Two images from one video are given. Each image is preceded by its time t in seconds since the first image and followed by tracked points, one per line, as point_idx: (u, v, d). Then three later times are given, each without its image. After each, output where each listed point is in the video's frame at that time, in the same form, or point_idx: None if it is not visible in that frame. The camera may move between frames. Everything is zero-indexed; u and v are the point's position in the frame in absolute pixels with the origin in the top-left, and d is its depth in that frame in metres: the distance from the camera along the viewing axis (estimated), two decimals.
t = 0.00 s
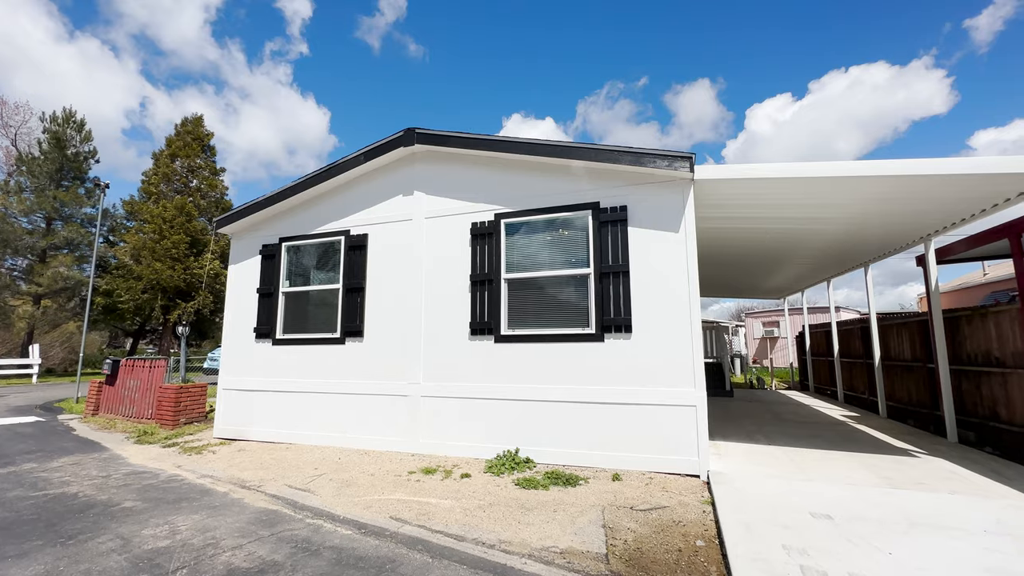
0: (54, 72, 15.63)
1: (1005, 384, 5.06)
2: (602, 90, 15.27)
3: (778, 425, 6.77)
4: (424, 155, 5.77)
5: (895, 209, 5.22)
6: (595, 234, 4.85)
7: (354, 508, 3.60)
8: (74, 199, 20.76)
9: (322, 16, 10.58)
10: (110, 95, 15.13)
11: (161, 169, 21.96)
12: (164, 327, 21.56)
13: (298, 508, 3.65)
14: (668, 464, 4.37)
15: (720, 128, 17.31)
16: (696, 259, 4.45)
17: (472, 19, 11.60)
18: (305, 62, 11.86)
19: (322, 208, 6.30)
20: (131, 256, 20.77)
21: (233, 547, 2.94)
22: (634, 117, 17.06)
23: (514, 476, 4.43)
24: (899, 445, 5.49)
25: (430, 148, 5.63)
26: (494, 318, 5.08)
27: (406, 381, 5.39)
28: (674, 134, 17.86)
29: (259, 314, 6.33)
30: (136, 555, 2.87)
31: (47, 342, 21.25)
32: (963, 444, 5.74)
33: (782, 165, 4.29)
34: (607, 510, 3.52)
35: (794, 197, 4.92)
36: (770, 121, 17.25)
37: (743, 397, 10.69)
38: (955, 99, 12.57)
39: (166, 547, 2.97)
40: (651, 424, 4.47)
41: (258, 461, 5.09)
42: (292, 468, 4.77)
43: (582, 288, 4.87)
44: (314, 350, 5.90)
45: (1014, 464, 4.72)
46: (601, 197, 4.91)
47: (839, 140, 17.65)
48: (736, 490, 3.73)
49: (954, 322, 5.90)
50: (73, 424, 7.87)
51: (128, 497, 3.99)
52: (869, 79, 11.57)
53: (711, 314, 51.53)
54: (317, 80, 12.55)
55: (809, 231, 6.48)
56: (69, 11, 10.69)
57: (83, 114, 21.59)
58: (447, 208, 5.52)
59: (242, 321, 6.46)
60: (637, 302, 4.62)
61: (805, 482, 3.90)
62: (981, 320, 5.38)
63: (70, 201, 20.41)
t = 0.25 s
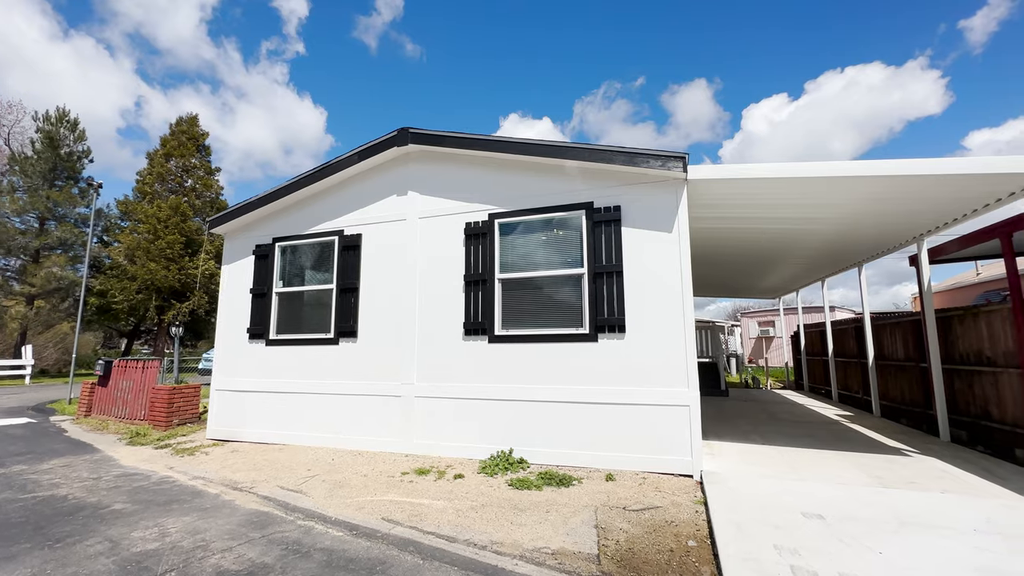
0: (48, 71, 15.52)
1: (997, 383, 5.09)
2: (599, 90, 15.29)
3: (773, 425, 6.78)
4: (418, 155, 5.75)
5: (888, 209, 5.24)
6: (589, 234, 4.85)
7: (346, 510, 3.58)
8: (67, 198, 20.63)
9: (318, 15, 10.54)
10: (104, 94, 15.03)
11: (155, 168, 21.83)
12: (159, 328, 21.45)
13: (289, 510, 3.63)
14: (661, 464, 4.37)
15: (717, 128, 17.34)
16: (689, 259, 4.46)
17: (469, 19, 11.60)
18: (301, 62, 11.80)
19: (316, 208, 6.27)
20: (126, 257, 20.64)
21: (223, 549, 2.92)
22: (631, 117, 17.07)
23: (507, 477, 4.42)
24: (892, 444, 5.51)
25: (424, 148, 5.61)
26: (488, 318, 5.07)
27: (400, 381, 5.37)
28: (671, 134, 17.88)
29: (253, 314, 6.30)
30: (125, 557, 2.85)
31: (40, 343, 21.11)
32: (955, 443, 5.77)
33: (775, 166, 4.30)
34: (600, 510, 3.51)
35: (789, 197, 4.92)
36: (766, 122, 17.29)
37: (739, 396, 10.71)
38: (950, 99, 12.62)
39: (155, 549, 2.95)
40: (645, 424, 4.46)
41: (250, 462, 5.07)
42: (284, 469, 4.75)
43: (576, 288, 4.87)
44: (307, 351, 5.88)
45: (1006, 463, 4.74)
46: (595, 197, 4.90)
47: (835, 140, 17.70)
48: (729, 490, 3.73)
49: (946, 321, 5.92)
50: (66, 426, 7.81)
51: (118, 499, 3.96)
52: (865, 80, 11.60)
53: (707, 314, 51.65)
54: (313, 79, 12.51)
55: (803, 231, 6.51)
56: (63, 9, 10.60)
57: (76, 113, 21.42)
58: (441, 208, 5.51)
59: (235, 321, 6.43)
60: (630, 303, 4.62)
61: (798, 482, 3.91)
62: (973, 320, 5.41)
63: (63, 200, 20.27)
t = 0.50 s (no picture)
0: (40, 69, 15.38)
1: (986, 382, 5.12)
2: (595, 90, 15.31)
3: (765, 425, 6.79)
4: (409, 154, 5.73)
5: (879, 209, 5.26)
6: (581, 234, 4.84)
7: (335, 512, 3.56)
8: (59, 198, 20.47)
9: (314, 14, 10.49)
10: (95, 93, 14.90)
11: (148, 167, 21.68)
12: (151, 328, 21.30)
13: (277, 512, 3.60)
14: (652, 464, 4.37)
15: (712, 128, 17.37)
16: (680, 259, 4.46)
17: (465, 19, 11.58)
18: (296, 61, 11.74)
19: (307, 208, 6.23)
20: (118, 257, 20.49)
21: (207, 553, 2.89)
22: (626, 117, 17.09)
23: (498, 478, 4.41)
24: (883, 444, 5.53)
25: (415, 147, 5.59)
26: (479, 319, 5.06)
27: (391, 382, 5.35)
28: (667, 134, 17.91)
29: (243, 315, 6.26)
30: (108, 561, 2.81)
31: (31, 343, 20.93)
32: (945, 442, 5.80)
33: (767, 166, 4.30)
34: (589, 511, 3.50)
35: (782, 197, 4.93)
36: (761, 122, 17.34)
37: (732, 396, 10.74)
38: (943, 100, 12.69)
39: (138, 552, 2.91)
40: (635, 425, 4.46)
41: (240, 464, 5.03)
42: (274, 471, 4.72)
43: (567, 288, 4.86)
44: (298, 351, 5.84)
45: (994, 462, 4.77)
46: (587, 197, 4.89)
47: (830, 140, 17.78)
48: (719, 490, 3.73)
49: (937, 321, 5.95)
50: (54, 427, 7.73)
51: (104, 501, 3.92)
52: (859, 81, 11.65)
53: (702, 314, 51.82)
54: (309, 79, 12.46)
55: (795, 231, 6.53)
56: (55, 7, 10.50)
57: (67, 111, 21.30)
58: (432, 208, 5.49)
59: (226, 322, 6.38)
60: (622, 303, 4.62)
61: (788, 482, 3.91)
62: (962, 319, 5.44)
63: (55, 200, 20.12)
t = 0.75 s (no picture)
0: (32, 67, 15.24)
1: (976, 381, 5.13)
2: (592, 90, 15.32)
3: (757, 424, 6.79)
4: (400, 153, 5.69)
5: (871, 209, 5.27)
6: (572, 233, 4.82)
7: (322, 513, 3.52)
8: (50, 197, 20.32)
9: (311, 13, 10.44)
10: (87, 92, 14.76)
11: (140, 166, 21.51)
12: (144, 328, 21.14)
13: (263, 513, 3.56)
14: (643, 464, 4.35)
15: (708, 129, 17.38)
16: (671, 258, 4.44)
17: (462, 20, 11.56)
18: (293, 59, 11.68)
19: (298, 207, 6.19)
20: (110, 256, 20.34)
21: (190, 556, 2.85)
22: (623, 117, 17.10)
23: (488, 478, 4.38)
24: (874, 443, 5.54)
25: (406, 146, 5.55)
26: (470, 318, 5.03)
27: (382, 383, 5.31)
28: (663, 134, 17.92)
29: (233, 315, 6.20)
30: (87, 565, 2.77)
31: (22, 344, 20.74)
32: (935, 441, 5.82)
33: (758, 165, 4.29)
34: (579, 512, 3.48)
35: (775, 196, 4.93)
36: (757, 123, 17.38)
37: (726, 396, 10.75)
38: (938, 102, 12.76)
39: (119, 556, 2.87)
40: (626, 425, 4.44)
41: (228, 465, 4.99)
42: (262, 472, 4.68)
43: (558, 288, 4.84)
44: (288, 351, 5.80)
45: (983, 462, 4.78)
46: (578, 196, 4.87)
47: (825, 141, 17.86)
48: (708, 490, 3.71)
49: (927, 320, 5.97)
50: (42, 429, 7.65)
51: (88, 503, 3.87)
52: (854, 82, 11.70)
53: (698, 313, 51.95)
54: (304, 77, 12.41)
55: (787, 231, 6.55)
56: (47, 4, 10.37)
57: (59, 110, 21.14)
58: (423, 207, 5.45)
59: (215, 322, 6.32)
60: (613, 302, 4.60)
61: (778, 481, 3.90)
62: (953, 319, 5.45)
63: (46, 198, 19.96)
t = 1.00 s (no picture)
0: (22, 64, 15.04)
1: (963, 381, 5.16)
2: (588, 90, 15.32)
3: (748, 424, 6.80)
4: (390, 152, 5.65)
5: (861, 208, 5.28)
6: (561, 232, 4.80)
7: (306, 515, 3.48)
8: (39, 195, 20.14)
9: (306, 12, 10.35)
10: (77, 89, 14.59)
11: (132, 164, 21.32)
12: (135, 328, 20.98)
13: (247, 515, 3.52)
14: (631, 464, 4.34)
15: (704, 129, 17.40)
16: (660, 258, 4.43)
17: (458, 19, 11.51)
18: (287, 57, 11.58)
19: (286, 206, 6.13)
20: (100, 255, 20.18)
21: (169, 559, 2.80)
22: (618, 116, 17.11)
23: (477, 479, 4.36)
24: (862, 443, 5.56)
25: (396, 145, 5.51)
26: (459, 318, 5.00)
27: (371, 383, 5.27)
28: (659, 134, 17.93)
29: (221, 314, 6.14)
30: (64, 568, 2.72)
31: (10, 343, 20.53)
32: (924, 440, 5.85)
33: (748, 164, 4.28)
34: (565, 512, 3.46)
35: (767, 196, 4.93)
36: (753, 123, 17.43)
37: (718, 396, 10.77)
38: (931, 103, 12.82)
39: (97, 559, 2.83)
40: (615, 425, 4.43)
41: (214, 466, 4.94)
42: (249, 473, 4.63)
43: (547, 287, 4.82)
44: (276, 351, 5.74)
45: (970, 461, 4.81)
46: (567, 195, 4.85)
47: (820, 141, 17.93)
48: (696, 490, 3.70)
49: (916, 320, 5.99)
50: (28, 429, 7.55)
51: (69, 506, 3.81)
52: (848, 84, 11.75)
53: (692, 313, 52.13)
54: (299, 75, 12.32)
55: (778, 231, 6.56)
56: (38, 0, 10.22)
57: (48, 107, 20.93)
58: (412, 205, 5.42)
59: (203, 322, 6.26)
60: (602, 302, 4.59)
61: (766, 481, 3.90)
62: (941, 318, 5.48)
63: (34, 197, 19.85)
